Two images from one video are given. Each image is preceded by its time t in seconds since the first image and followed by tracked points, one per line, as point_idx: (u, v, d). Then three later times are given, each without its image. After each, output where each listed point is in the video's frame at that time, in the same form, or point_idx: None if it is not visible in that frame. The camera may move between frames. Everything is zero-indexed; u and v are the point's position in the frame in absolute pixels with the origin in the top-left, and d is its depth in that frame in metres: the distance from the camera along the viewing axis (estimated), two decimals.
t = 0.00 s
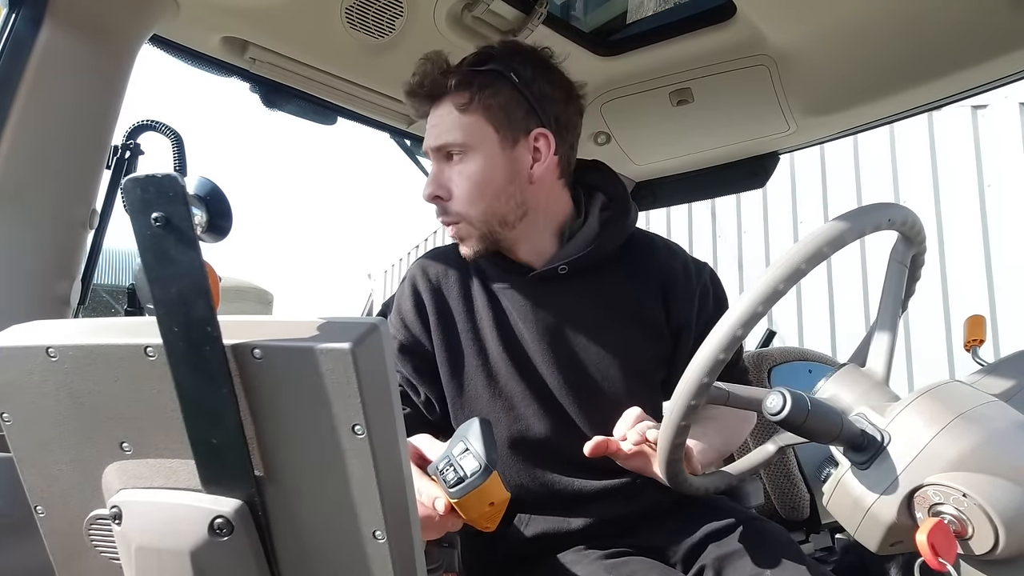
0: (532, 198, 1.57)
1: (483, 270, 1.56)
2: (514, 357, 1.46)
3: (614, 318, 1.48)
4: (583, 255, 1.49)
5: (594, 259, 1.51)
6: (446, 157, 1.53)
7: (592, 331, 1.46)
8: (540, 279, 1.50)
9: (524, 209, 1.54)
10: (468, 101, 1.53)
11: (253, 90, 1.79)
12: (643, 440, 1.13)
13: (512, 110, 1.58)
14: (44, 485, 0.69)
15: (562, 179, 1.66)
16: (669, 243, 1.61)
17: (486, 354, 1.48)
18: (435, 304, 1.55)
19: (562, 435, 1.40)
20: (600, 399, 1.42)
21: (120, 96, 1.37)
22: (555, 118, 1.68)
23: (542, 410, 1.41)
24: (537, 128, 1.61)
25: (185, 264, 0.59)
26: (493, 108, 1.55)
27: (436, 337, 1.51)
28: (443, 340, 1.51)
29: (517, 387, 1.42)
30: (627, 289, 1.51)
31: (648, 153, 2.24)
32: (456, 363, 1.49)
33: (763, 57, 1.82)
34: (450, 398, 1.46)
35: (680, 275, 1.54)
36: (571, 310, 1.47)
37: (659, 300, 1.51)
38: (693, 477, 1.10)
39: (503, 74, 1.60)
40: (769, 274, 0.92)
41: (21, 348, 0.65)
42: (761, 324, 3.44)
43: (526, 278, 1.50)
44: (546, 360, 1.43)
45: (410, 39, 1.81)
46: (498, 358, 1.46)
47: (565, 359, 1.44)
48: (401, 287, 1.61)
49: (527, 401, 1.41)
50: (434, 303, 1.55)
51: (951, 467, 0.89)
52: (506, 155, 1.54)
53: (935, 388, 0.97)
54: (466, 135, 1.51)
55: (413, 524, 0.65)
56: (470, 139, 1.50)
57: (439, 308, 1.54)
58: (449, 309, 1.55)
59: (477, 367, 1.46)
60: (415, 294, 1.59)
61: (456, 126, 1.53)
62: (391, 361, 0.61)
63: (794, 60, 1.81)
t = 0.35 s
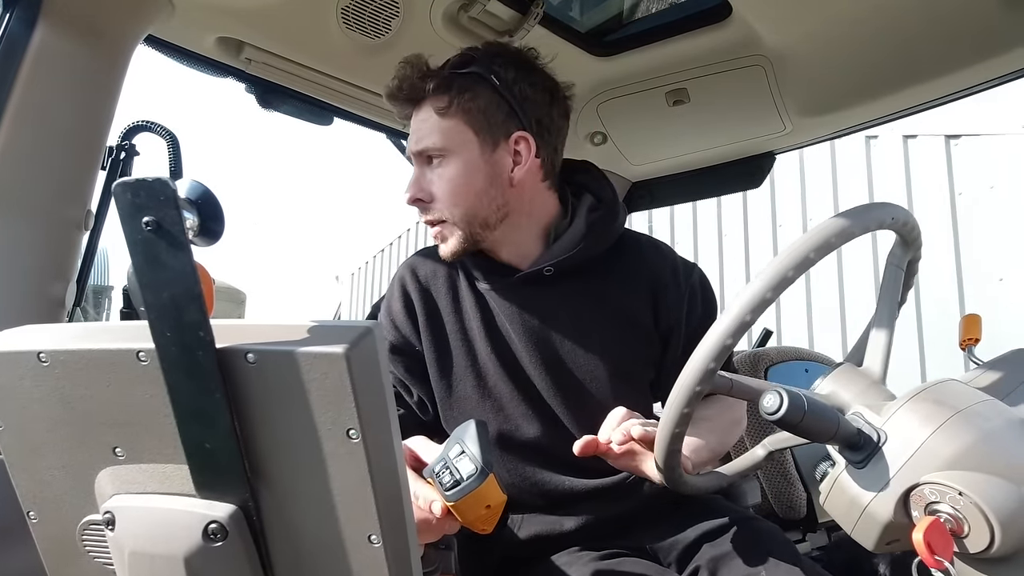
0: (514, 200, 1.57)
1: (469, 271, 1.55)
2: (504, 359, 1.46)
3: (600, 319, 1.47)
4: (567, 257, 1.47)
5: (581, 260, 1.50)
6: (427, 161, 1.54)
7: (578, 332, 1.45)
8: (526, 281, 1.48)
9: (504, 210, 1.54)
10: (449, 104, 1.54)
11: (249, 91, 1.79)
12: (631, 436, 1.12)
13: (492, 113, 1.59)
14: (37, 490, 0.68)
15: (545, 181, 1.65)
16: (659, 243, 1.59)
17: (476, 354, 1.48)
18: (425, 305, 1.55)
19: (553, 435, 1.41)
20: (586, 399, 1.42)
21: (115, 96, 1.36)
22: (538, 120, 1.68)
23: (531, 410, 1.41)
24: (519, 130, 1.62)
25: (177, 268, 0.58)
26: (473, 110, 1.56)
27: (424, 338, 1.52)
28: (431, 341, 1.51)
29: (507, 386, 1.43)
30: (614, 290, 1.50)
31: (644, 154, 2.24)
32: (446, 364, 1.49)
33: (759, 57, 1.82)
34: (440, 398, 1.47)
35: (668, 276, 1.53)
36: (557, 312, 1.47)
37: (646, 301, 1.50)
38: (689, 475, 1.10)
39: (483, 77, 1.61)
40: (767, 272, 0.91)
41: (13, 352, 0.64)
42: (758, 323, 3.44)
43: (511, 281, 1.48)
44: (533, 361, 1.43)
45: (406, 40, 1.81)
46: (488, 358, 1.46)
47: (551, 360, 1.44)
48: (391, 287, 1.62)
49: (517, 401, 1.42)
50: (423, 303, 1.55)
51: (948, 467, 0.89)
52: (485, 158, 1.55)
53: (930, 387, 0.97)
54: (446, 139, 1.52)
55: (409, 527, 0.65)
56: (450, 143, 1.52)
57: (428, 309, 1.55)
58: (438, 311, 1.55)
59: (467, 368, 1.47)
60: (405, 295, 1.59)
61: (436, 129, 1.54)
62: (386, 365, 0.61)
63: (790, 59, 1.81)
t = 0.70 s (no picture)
0: (492, 197, 1.58)
1: (464, 267, 1.58)
2: (498, 355, 1.47)
3: (586, 316, 1.45)
4: (548, 254, 1.46)
5: (563, 257, 1.49)
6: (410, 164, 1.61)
7: (563, 329, 1.44)
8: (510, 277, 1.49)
9: (480, 208, 1.56)
10: (420, 110, 1.59)
11: (254, 91, 1.79)
12: (609, 423, 1.05)
13: (469, 113, 1.61)
14: (42, 491, 0.68)
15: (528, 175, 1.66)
16: (645, 242, 1.56)
17: (471, 348, 1.50)
18: (425, 300, 1.58)
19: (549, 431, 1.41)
20: (575, 395, 1.41)
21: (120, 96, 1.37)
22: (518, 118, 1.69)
23: (522, 404, 1.42)
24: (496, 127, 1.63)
25: (179, 271, 0.59)
26: (446, 113, 1.60)
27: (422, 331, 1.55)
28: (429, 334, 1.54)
29: (499, 379, 1.44)
30: (598, 289, 1.48)
31: (648, 152, 2.23)
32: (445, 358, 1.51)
33: (764, 56, 1.82)
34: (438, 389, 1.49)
35: (651, 274, 1.50)
36: (542, 309, 1.46)
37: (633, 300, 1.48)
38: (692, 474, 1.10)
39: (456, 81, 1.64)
40: (771, 272, 0.90)
41: (17, 354, 0.64)
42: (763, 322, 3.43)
43: (497, 276, 1.49)
44: (520, 354, 1.43)
45: (410, 39, 1.81)
46: (482, 352, 1.47)
47: (538, 355, 1.44)
48: (395, 282, 1.65)
49: (509, 395, 1.43)
50: (423, 298, 1.58)
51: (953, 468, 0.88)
52: (460, 158, 1.58)
53: (935, 385, 0.97)
54: (421, 143, 1.58)
55: (411, 531, 0.65)
56: (424, 146, 1.57)
57: (425, 302, 1.57)
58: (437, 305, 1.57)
59: (462, 362, 1.48)
60: (407, 290, 1.62)
61: (412, 135, 1.60)
62: (387, 366, 0.61)
63: (795, 58, 1.80)
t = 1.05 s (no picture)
0: (516, 189, 1.68)
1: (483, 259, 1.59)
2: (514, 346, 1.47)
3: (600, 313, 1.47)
4: (564, 243, 1.50)
5: (576, 251, 1.52)
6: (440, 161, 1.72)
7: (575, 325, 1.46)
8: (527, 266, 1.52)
9: (504, 199, 1.66)
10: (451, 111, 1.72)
11: (255, 90, 1.79)
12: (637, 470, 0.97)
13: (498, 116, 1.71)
14: (51, 479, 0.69)
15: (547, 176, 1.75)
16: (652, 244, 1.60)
17: (487, 335, 1.51)
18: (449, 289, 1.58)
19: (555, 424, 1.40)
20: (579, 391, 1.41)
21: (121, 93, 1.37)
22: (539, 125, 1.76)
23: (532, 394, 1.41)
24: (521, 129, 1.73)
25: (195, 261, 0.59)
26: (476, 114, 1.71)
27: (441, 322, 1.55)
28: (449, 326, 1.54)
29: (515, 366, 1.44)
30: (604, 284, 1.51)
31: (648, 154, 2.25)
32: (461, 350, 1.52)
33: (763, 60, 1.84)
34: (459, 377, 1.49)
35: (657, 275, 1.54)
36: (556, 303, 1.48)
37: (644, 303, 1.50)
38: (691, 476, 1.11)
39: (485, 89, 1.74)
40: (777, 267, 0.92)
41: (29, 343, 0.65)
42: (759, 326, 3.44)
43: (514, 266, 1.53)
44: (536, 339, 1.44)
45: (411, 39, 1.82)
46: (498, 339, 1.48)
47: (553, 342, 1.45)
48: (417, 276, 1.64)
49: (522, 381, 1.43)
50: (446, 291, 1.58)
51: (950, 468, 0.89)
52: (487, 154, 1.69)
53: (933, 388, 0.98)
54: (450, 140, 1.69)
55: (416, 522, 0.65)
56: (453, 144, 1.69)
57: (448, 294, 1.57)
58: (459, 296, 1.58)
59: (479, 352, 1.49)
60: (427, 285, 1.62)
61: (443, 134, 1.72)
62: (396, 358, 0.62)
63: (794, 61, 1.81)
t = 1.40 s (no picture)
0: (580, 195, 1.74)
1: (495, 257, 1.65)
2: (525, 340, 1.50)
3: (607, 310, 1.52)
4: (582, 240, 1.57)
5: (591, 248, 1.59)
6: (531, 143, 1.61)
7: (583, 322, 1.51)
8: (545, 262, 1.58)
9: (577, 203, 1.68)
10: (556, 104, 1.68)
11: (250, 88, 1.79)
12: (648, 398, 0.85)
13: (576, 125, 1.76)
14: (58, 480, 0.69)
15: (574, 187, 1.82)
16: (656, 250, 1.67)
17: (502, 333, 1.52)
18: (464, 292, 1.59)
19: (563, 417, 1.40)
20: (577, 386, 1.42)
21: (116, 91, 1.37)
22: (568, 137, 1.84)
23: (534, 386, 1.42)
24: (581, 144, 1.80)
25: (199, 263, 0.60)
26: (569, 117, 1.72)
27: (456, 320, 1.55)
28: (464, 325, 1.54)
29: (525, 359, 1.46)
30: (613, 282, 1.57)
31: (644, 150, 2.26)
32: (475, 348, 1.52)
33: (758, 54, 1.84)
34: (476, 378, 1.49)
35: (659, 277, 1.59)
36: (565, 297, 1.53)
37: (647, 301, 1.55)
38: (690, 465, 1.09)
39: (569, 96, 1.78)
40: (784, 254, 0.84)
41: (34, 345, 0.65)
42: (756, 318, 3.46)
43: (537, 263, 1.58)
44: (554, 332, 1.48)
45: (406, 35, 1.82)
46: (513, 337, 1.50)
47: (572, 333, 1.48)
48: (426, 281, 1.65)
49: (528, 372, 1.44)
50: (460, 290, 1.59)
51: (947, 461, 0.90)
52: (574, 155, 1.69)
53: (929, 382, 0.99)
54: (555, 129, 1.63)
55: (421, 518, 0.66)
56: (557, 133, 1.64)
57: (465, 293, 1.59)
58: (474, 296, 1.59)
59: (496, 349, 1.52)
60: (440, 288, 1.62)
61: (551, 120, 1.65)
62: (401, 357, 0.62)
63: (789, 55, 1.82)
